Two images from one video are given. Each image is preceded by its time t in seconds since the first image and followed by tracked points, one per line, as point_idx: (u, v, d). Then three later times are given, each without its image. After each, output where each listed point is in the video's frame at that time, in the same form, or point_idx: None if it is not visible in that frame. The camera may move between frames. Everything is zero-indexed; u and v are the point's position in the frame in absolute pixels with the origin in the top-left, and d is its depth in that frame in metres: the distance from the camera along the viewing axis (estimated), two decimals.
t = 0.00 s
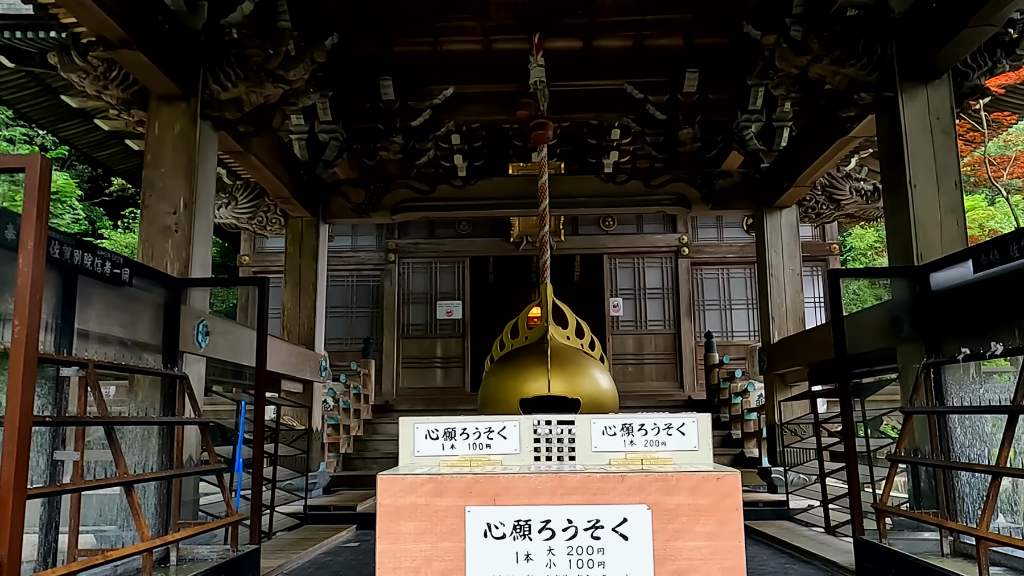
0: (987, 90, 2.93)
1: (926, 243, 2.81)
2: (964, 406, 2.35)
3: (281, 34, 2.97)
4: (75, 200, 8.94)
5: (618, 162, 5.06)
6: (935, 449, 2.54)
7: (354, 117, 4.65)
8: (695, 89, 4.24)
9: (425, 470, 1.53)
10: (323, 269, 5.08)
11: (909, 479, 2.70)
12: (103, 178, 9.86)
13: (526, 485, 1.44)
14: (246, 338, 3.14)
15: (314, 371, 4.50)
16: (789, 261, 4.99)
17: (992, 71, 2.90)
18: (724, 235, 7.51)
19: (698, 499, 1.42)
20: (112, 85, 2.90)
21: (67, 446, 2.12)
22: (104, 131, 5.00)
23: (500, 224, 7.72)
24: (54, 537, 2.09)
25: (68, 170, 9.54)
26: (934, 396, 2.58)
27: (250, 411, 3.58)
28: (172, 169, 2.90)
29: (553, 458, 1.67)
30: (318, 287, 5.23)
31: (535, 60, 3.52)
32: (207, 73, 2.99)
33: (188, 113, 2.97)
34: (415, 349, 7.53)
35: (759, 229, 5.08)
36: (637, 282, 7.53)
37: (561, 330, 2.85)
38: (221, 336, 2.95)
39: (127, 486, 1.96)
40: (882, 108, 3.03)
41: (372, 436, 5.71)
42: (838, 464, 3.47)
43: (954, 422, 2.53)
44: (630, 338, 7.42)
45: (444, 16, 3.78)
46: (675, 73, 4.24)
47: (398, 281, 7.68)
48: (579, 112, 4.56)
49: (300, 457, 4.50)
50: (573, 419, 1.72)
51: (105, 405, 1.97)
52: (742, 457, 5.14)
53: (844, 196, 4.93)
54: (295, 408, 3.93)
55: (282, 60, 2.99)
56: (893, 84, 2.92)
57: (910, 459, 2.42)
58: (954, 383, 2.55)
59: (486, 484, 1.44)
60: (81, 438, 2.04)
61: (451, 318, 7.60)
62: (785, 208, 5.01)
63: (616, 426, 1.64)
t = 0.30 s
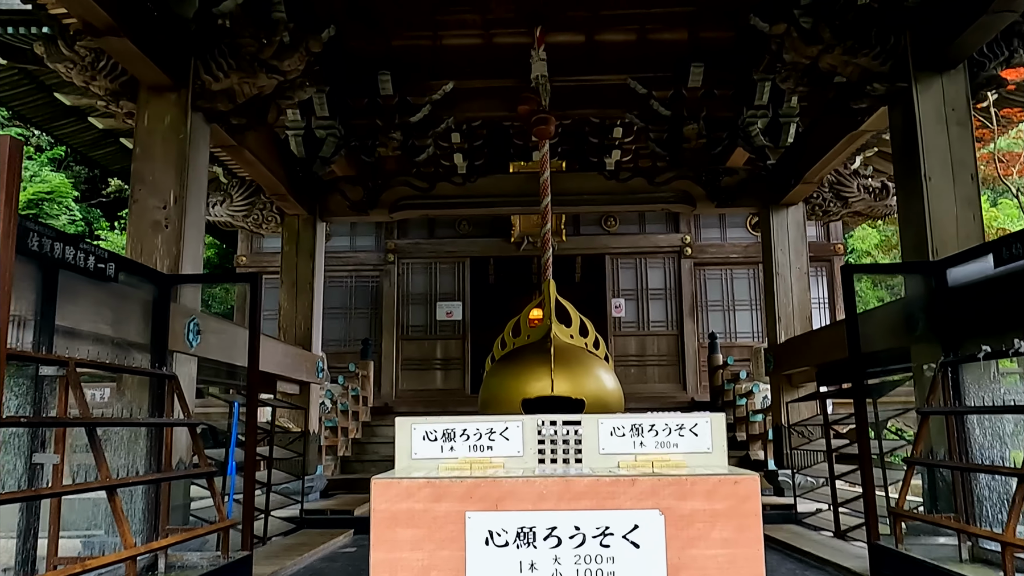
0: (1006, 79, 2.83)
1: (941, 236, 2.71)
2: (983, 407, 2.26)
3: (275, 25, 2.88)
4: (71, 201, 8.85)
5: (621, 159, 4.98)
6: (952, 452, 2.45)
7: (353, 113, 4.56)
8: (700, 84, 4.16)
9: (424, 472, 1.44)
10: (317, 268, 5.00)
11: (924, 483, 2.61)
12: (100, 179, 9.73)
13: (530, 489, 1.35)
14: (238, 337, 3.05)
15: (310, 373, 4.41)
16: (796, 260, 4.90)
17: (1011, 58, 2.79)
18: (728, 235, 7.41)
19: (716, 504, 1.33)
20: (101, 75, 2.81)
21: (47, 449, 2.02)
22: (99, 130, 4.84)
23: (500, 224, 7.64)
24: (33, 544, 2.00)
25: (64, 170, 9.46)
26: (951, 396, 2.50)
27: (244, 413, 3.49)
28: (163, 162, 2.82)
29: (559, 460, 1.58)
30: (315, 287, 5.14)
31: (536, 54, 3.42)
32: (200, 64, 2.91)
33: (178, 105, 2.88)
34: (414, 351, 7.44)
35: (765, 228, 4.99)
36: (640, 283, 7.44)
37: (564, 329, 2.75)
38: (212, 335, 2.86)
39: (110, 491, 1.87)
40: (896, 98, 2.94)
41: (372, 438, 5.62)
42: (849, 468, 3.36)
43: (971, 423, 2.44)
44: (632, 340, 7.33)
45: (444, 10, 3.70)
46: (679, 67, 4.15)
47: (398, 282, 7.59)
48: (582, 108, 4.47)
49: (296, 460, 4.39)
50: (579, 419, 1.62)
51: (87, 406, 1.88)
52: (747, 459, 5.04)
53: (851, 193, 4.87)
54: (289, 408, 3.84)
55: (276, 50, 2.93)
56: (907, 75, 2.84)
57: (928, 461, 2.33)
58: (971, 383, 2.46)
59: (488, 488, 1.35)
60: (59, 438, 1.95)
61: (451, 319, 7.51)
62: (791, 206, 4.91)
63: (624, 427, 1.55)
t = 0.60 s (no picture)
0: None
1: (961, 230, 2.55)
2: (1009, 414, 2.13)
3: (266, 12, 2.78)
4: (69, 197, 8.73)
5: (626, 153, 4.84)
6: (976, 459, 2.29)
7: (350, 106, 4.42)
8: (707, 75, 4.01)
9: (409, 492, 1.36)
10: (312, 265, 4.90)
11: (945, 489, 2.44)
12: (100, 175, 9.61)
13: (528, 514, 1.25)
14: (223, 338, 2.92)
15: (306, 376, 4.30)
16: (807, 256, 4.76)
17: None
18: (735, 230, 7.27)
19: (733, 529, 1.23)
20: (81, 64, 2.69)
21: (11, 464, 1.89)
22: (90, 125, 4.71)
23: (503, 220, 7.51)
24: None
25: (63, 167, 9.36)
26: (974, 400, 2.33)
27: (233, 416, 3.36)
28: (146, 155, 2.70)
29: (560, 478, 1.48)
30: (312, 284, 5.02)
31: (538, 45, 3.28)
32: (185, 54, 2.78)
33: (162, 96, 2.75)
34: (416, 348, 7.33)
35: (774, 223, 4.84)
36: (645, 279, 7.30)
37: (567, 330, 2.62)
38: (199, 337, 2.74)
39: (78, 509, 1.73)
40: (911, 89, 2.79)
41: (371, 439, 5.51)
42: (863, 472, 3.20)
43: (995, 429, 2.27)
44: (638, 337, 7.20)
45: None
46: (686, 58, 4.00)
47: (399, 279, 7.47)
48: (585, 100, 4.33)
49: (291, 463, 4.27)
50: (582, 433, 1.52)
51: (56, 417, 1.77)
52: (756, 461, 4.92)
53: (863, 187, 4.73)
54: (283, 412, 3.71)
55: (266, 39, 2.82)
56: (925, 64, 2.67)
57: (948, 472, 2.17)
58: (995, 386, 2.29)
59: (480, 512, 1.26)
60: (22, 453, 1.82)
61: (453, 317, 7.39)
62: (801, 200, 4.77)
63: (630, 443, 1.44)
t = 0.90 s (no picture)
0: None
1: (977, 229, 2.46)
2: None
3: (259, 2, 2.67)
4: (66, 192, 8.63)
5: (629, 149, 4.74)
6: (995, 470, 2.21)
7: (347, 100, 4.33)
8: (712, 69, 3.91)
9: (404, 517, 1.41)
10: (311, 264, 4.88)
11: (961, 499, 2.37)
12: (98, 170, 9.54)
13: (530, 539, 1.33)
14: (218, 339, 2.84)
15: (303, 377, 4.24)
16: (813, 253, 4.67)
17: None
18: (738, 226, 7.17)
19: (746, 557, 1.32)
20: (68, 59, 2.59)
21: None
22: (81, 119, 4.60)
23: (504, 215, 7.42)
24: None
25: (61, 161, 9.26)
26: (993, 407, 2.25)
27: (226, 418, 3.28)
28: (135, 151, 2.61)
29: (563, 494, 1.50)
30: (309, 281, 4.94)
31: (541, 39, 3.20)
32: (173, 48, 2.68)
33: (151, 90, 2.66)
34: (416, 345, 7.25)
35: (781, 219, 4.75)
36: (647, 275, 7.22)
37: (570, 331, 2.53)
38: (191, 339, 2.67)
39: (58, 527, 1.70)
40: (924, 85, 2.67)
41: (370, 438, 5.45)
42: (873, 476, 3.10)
43: (1015, 438, 2.19)
44: (640, 334, 7.12)
45: None
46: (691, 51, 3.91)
47: (398, 275, 7.38)
48: (588, 94, 4.24)
49: (290, 466, 4.20)
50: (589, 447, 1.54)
51: (34, 429, 1.72)
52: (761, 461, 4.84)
53: (871, 183, 4.64)
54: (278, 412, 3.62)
55: (258, 31, 2.69)
56: (938, 58, 2.55)
57: (966, 479, 2.09)
58: (1014, 392, 2.21)
59: (477, 538, 1.33)
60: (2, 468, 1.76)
61: (454, 314, 7.32)
62: (808, 197, 4.68)
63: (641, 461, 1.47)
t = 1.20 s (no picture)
0: None
1: (992, 226, 2.40)
2: None
3: None
4: (61, 191, 8.53)
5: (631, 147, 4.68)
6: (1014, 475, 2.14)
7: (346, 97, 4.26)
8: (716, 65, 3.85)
9: (408, 529, 1.36)
10: (308, 263, 4.85)
11: (977, 504, 2.31)
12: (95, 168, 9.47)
13: (542, 553, 1.28)
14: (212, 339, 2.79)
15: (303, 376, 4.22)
16: (819, 252, 4.62)
17: None
18: (740, 225, 7.12)
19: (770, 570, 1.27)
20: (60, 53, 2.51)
21: None
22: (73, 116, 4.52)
23: (504, 214, 7.36)
24: None
25: (56, 160, 9.17)
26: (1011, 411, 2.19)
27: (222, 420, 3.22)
28: (128, 148, 2.55)
29: (573, 505, 1.48)
30: (307, 281, 4.87)
31: (543, 33, 3.13)
32: (168, 41, 2.62)
33: (144, 85, 2.58)
34: (415, 346, 7.19)
35: (786, 218, 4.69)
36: (649, 274, 7.16)
37: (575, 332, 2.49)
38: (187, 340, 2.61)
39: (46, 536, 1.63)
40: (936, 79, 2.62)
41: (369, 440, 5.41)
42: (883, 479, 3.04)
43: None
44: (641, 334, 7.06)
45: None
46: (696, 47, 3.83)
47: (397, 274, 7.32)
48: (590, 91, 4.18)
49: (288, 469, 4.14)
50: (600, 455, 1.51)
51: (22, 435, 1.65)
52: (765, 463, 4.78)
53: (878, 181, 4.59)
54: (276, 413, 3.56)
55: (255, 25, 2.63)
56: (952, 52, 2.49)
57: (981, 483, 1.99)
58: None
59: (486, 552, 1.28)
60: None
61: (453, 313, 7.25)
62: (814, 195, 4.62)
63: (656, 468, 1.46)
